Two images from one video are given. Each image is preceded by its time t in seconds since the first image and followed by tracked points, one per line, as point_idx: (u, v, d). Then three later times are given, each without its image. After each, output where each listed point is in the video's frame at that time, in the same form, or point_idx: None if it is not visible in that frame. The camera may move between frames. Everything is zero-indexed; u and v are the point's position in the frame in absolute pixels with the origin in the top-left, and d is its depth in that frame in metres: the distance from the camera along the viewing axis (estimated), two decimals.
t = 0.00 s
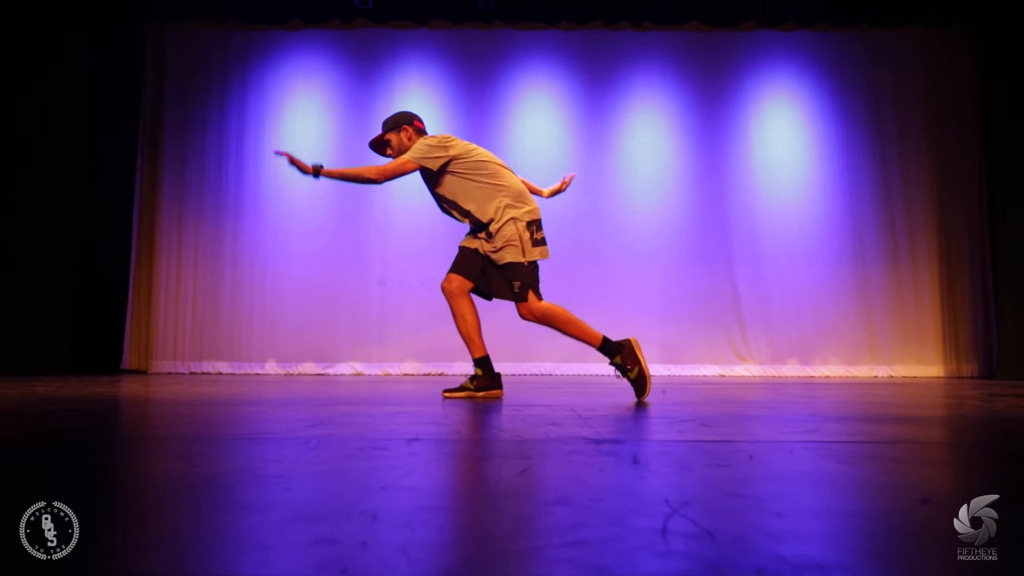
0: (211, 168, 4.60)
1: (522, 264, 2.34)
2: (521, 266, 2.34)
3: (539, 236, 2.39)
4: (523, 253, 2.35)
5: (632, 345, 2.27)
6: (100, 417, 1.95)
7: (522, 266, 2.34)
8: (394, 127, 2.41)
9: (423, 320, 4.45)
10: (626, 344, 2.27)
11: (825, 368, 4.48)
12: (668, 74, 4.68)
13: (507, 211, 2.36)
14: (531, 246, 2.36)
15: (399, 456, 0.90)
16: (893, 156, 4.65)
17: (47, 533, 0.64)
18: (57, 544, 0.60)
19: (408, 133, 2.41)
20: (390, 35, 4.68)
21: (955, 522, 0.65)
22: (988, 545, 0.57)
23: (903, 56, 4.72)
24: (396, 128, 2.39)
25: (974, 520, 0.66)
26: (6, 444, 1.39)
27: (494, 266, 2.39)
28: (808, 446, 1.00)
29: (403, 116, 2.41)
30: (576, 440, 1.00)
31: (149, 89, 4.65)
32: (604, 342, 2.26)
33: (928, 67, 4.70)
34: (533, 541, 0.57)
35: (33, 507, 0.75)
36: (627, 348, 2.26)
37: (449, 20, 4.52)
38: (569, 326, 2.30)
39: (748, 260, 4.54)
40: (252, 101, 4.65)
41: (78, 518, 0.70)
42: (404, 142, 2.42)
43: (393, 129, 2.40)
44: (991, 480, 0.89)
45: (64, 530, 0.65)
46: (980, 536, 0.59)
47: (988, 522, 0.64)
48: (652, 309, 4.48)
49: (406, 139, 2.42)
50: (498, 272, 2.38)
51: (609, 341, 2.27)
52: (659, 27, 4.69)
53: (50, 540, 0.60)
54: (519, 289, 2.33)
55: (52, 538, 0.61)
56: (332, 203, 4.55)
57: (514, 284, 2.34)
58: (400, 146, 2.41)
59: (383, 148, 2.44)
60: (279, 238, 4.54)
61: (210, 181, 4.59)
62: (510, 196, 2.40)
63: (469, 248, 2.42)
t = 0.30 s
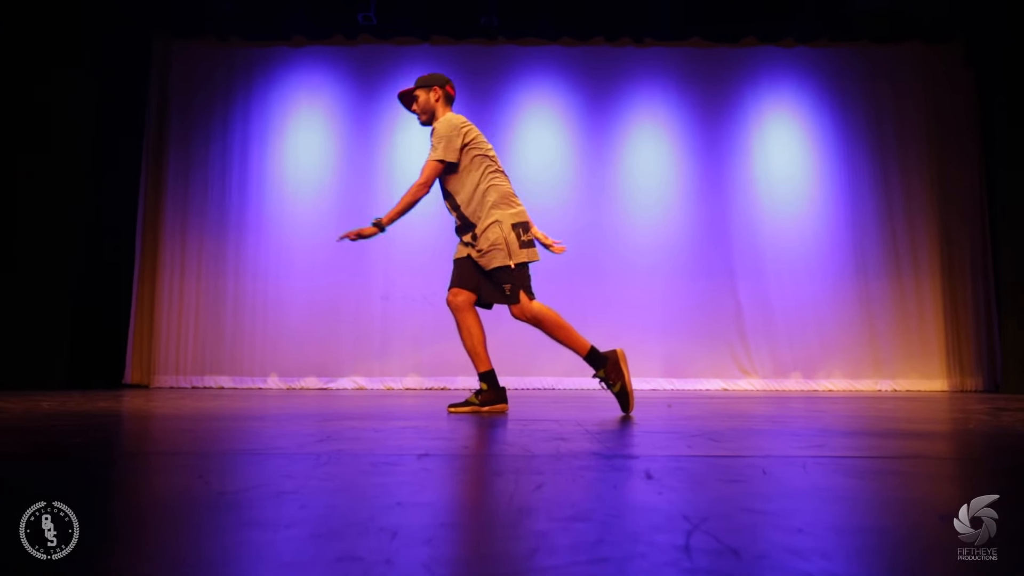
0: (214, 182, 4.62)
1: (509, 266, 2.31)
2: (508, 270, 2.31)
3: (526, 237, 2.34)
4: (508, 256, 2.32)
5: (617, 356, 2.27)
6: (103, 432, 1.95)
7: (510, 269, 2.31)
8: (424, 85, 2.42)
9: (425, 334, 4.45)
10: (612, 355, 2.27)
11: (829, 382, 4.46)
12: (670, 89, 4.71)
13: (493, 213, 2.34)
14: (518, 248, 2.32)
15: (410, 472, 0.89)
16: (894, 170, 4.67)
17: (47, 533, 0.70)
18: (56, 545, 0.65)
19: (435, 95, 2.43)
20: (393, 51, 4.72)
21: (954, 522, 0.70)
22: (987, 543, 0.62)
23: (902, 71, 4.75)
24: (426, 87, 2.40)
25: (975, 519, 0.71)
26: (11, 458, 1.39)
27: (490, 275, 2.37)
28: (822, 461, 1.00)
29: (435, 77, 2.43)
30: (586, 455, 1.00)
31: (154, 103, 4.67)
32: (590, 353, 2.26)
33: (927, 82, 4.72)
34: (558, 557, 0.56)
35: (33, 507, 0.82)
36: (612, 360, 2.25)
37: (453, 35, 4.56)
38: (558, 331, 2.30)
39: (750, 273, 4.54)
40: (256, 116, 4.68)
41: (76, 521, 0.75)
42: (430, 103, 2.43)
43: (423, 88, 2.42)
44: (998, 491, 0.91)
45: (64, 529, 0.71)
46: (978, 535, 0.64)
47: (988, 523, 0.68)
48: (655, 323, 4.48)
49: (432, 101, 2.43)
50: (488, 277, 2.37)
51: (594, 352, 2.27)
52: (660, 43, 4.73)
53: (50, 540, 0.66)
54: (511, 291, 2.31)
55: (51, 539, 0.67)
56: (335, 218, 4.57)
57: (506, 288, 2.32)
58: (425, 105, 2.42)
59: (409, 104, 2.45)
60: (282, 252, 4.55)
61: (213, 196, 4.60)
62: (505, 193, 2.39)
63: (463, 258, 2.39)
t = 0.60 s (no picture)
0: (219, 197, 4.63)
1: (493, 269, 2.26)
2: (493, 273, 2.26)
3: (518, 244, 2.30)
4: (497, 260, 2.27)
5: (585, 370, 2.21)
6: (109, 447, 1.95)
7: (495, 273, 2.26)
8: (449, 75, 2.41)
9: (429, 348, 4.44)
10: (579, 369, 2.21)
11: (834, 396, 4.44)
12: (673, 103, 4.73)
13: (488, 215, 2.31)
14: (508, 254, 2.28)
15: (424, 487, 0.89)
16: (897, 183, 4.67)
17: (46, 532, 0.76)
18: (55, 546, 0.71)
19: (462, 85, 2.42)
20: (397, 66, 4.75)
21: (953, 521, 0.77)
22: (985, 544, 0.67)
23: (904, 85, 4.77)
24: (451, 77, 2.40)
25: (975, 519, 0.77)
26: (17, 472, 1.39)
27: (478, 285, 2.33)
28: (838, 476, 1.00)
29: (460, 67, 2.43)
30: (600, 471, 0.99)
31: (160, 119, 4.71)
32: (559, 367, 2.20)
33: (928, 96, 4.74)
34: (582, 574, 0.56)
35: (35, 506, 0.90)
36: (580, 374, 2.19)
37: (457, 50, 4.58)
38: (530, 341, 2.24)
39: (753, 287, 4.54)
40: (261, 131, 4.71)
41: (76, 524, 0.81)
42: (456, 93, 2.42)
43: (449, 77, 2.41)
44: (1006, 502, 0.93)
45: (64, 530, 0.77)
46: (978, 536, 0.69)
47: (987, 522, 0.75)
48: (660, 337, 4.47)
49: (459, 92, 2.42)
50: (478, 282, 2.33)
51: (563, 365, 2.21)
52: (662, 57, 4.75)
53: (49, 540, 0.72)
54: (490, 296, 2.26)
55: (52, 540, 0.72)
56: (340, 232, 4.58)
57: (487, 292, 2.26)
58: (451, 95, 2.41)
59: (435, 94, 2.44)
60: (287, 267, 4.56)
61: (218, 210, 4.62)
62: (506, 197, 2.36)
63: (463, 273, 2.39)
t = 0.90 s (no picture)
0: (222, 212, 4.64)
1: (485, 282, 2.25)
2: (485, 286, 2.26)
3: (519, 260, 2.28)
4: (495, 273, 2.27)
5: (558, 386, 2.21)
6: (112, 463, 1.95)
7: (486, 286, 2.26)
8: (453, 100, 2.42)
9: (431, 363, 4.43)
10: (551, 384, 2.20)
11: (837, 411, 4.42)
12: (674, 119, 4.75)
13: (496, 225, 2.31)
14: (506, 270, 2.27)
15: (434, 503, 0.89)
16: (899, 198, 4.68)
17: (47, 531, 0.86)
18: (55, 545, 0.79)
19: (468, 107, 2.43)
20: (400, 82, 4.78)
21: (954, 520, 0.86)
22: (985, 542, 0.75)
23: (904, 100, 4.80)
24: (456, 101, 2.41)
25: (974, 519, 0.86)
26: (22, 488, 1.39)
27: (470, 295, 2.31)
28: (849, 492, 1.00)
29: (461, 91, 2.44)
30: (609, 487, 0.98)
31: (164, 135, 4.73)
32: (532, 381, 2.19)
33: (928, 111, 4.77)
34: None
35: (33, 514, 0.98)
36: (552, 390, 2.18)
37: (460, 66, 4.61)
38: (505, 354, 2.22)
39: (756, 301, 4.53)
40: (264, 147, 4.73)
41: (74, 528, 0.89)
42: (464, 117, 2.43)
43: (454, 103, 2.42)
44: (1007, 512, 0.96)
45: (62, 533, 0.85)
46: (978, 535, 0.77)
47: (986, 522, 0.82)
48: (662, 352, 4.46)
49: (467, 114, 2.43)
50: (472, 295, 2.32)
51: (536, 380, 2.20)
52: (663, 74, 4.78)
53: (49, 541, 0.80)
54: (479, 308, 2.24)
55: (51, 539, 0.81)
56: (343, 247, 4.59)
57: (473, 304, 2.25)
58: (460, 119, 2.42)
59: (443, 123, 2.45)
60: (289, 281, 4.56)
61: (221, 225, 4.63)
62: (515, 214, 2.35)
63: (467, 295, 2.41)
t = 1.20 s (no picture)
0: (225, 225, 4.65)
1: (484, 289, 2.26)
2: (484, 296, 2.26)
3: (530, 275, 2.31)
4: (501, 286, 2.28)
5: (534, 397, 2.21)
6: (115, 475, 1.95)
7: (485, 294, 2.26)
8: (455, 117, 2.42)
9: (434, 375, 4.43)
10: (528, 394, 2.22)
11: (841, 423, 4.40)
12: (676, 131, 4.77)
13: (511, 238, 2.31)
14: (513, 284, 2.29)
15: (444, 516, 0.88)
16: (900, 209, 4.69)
17: (47, 532, 0.93)
18: (56, 545, 0.85)
19: (470, 125, 2.44)
20: (402, 95, 4.80)
21: (956, 520, 0.94)
22: (984, 542, 0.81)
23: (904, 112, 4.82)
24: (458, 119, 2.42)
25: (975, 519, 0.94)
26: (26, 500, 1.39)
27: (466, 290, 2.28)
28: (860, 505, 0.99)
29: (463, 108, 2.45)
30: (618, 500, 0.98)
31: (167, 148, 4.73)
32: (507, 387, 2.18)
33: (928, 123, 4.78)
34: None
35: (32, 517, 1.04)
36: (529, 400, 2.20)
37: (463, 79, 4.64)
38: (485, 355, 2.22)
39: (759, 313, 4.53)
40: (267, 159, 4.74)
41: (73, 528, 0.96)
42: (466, 133, 2.44)
43: (455, 120, 2.42)
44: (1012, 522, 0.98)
45: (62, 532, 0.92)
46: (978, 535, 0.83)
47: (986, 522, 0.90)
48: (664, 363, 4.46)
49: (468, 132, 2.44)
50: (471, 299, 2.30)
51: (514, 388, 2.19)
52: (664, 86, 4.80)
53: (49, 540, 0.86)
54: (469, 311, 2.25)
55: (51, 539, 0.88)
56: (345, 259, 4.59)
57: (463, 306, 2.26)
58: (461, 136, 2.42)
59: (443, 139, 2.45)
60: (292, 293, 4.56)
61: (224, 238, 4.63)
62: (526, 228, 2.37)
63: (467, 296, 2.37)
